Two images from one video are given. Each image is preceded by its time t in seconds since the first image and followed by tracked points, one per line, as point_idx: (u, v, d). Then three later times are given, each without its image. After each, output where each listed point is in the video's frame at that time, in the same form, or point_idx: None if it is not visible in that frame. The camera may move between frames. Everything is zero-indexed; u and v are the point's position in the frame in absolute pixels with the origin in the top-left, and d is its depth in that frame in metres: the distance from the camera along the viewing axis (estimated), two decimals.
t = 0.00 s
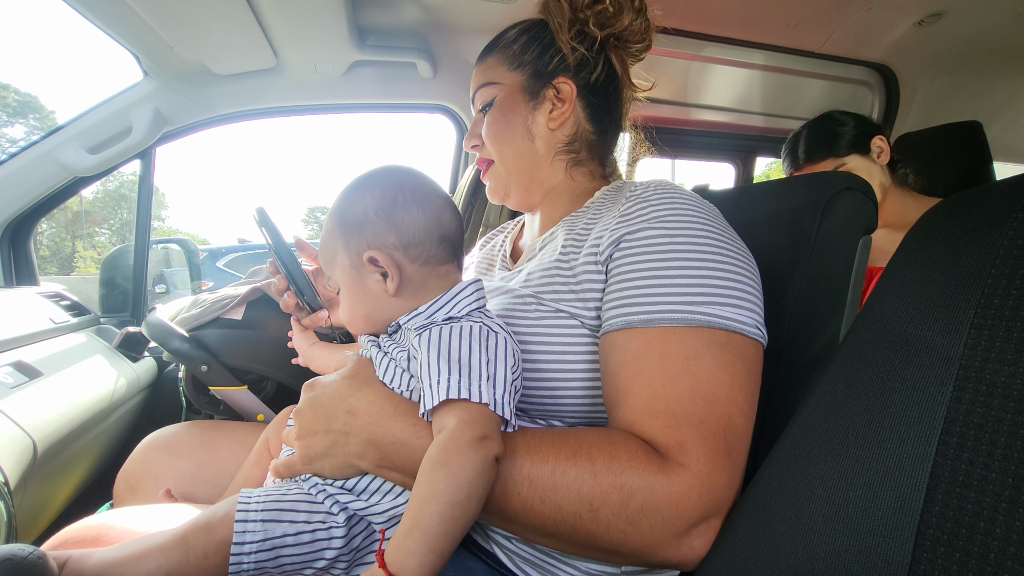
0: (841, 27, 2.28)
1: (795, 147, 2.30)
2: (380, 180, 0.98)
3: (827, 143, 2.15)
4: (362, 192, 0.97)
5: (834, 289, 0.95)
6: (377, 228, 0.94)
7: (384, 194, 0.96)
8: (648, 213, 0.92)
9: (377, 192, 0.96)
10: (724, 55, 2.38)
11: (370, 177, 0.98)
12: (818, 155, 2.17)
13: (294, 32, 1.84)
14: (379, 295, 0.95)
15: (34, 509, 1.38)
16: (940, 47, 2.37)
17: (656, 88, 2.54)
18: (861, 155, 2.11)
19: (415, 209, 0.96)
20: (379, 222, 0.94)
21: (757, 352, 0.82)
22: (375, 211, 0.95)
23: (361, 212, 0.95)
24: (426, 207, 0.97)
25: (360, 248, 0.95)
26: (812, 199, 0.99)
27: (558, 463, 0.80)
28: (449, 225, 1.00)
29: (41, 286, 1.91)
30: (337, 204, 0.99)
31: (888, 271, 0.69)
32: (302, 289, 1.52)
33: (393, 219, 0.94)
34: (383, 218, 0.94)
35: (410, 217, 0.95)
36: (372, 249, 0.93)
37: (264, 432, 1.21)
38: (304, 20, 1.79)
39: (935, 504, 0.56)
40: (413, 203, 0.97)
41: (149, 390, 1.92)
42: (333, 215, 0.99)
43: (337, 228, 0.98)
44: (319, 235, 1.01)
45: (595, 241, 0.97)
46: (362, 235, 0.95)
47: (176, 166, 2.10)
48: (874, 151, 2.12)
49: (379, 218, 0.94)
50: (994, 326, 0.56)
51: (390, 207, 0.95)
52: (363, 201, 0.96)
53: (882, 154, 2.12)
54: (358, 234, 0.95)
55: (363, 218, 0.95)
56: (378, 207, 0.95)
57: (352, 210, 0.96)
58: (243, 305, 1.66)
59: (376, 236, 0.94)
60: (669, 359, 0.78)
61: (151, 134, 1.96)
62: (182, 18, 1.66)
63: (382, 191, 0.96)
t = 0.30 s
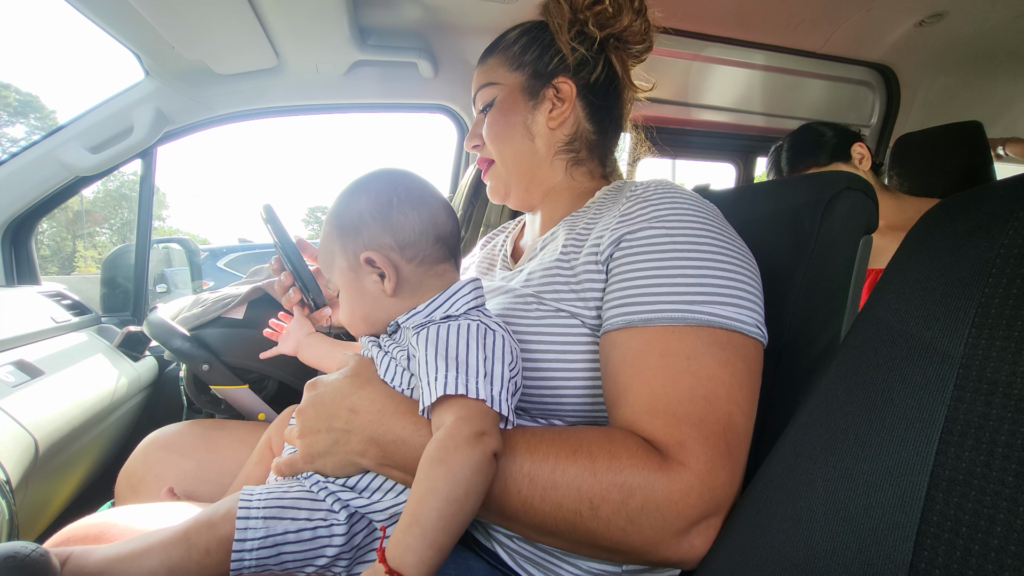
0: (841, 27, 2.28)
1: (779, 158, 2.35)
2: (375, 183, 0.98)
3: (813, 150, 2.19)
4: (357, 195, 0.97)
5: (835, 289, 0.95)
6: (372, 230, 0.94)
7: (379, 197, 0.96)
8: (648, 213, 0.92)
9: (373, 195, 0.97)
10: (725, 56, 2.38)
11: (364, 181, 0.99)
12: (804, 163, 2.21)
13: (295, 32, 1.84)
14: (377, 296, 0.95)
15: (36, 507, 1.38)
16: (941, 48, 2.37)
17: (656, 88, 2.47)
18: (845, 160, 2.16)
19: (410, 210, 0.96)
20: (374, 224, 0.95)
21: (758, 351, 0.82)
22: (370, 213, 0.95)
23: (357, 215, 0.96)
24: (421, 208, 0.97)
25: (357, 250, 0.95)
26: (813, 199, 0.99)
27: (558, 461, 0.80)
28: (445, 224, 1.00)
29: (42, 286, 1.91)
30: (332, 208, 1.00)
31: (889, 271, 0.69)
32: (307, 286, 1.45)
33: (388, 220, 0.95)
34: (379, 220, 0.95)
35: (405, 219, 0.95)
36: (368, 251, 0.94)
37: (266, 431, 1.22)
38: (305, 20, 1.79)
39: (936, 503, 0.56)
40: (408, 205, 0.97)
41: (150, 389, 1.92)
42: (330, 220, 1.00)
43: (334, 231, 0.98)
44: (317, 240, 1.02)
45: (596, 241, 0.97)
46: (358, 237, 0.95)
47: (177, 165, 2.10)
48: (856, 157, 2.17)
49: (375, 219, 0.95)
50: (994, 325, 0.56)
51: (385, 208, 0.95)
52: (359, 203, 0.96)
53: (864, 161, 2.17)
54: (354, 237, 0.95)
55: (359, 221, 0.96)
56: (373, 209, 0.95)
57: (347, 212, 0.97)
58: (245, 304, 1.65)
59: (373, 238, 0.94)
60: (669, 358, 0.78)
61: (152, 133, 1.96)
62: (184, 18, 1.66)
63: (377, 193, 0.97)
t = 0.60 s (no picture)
0: (843, 26, 2.27)
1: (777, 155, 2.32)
2: (386, 179, 0.98)
3: (812, 148, 2.18)
4: (366, 191, 0.98)
5: (836, 287, 0.95)
6: (381, 225, 0.94)
7: (389, 193, 0.97)
8: (650, 211, 0.92)
9: (382, 191, 0.97)
10: (726, 55, 2.38)
11: (375, 177, 0.99)
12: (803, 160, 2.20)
13: (296, 31, 1.83)
14: (382, 292, 0.95)
15: (36, 505, 1.38)
16: (943, 47, 2.36)
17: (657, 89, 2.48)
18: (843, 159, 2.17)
19: (419, 208, 0.96)
20: (383, 220, 0.95)
21: (759, 349, 0.81)
22: (379, 209, 0.95)
23: (366, 210, 0.96)
24: (430, 206, 0.98)
25: (365, 246, 0.95)
26: (815, 198, 0.99)
27: (560, 458, 0.80)
28: (453, 224, 1.00)
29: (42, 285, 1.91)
30: (341, 204, 1.00)
31: (892, 269, 0.69)
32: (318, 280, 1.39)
33: (397, 217, 0.95)
34: (388, 216, 0.95)
35: (414, 216, 0.96)
36: (376, 246, 0.94)
37: (266, 430, 1.22)
38: (306, 19, 1.78)
39: (939, 501, 0.56)
40: (418, 202, 0.97)
41: (150, 388, 1.92)
42: (338, 215, 1.00)
43: (342, 227, 0.98)
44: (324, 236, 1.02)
45: (597, 239, 0.97)
46: (367, 233, 0.95)
47: (178, 165, 2.11)
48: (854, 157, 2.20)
49: (383, 215, 0.95)
50: (997, 323, 0.56)
51: (394, 205, 0.96)
52: (368, 199, 0.97)
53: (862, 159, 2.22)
54: (362, 232, 0.95)
55: (368, 217, 0.96)
56: (383, 205, 0.96)
57: (357, 207, 0.97)
58: (246, 303, 1.64)
59: (381, 234, 0.94)
60: (671, 356, 0.78)
61: (153, 133, 1.96)
62: (185, 17, 1.66)
63: (387, 190, 0.97)
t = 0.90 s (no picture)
0: (844, 27, 2.27)
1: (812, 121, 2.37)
2: (391, 174, 0.98)
3: (849, 115, 2.25)
4: (372, 186, 0.97)
5: (836, 288, 0.95)
6: (386, 222, 0.94)
7: (395, 189, 0.96)
8: (650, 212, 0.92)
9: (388, 186, 0.97)
10: (726, 56, 2.38)
11: (380, 172, 0.99)
12: (837, 121, 2.27)
13: (296, 29, 1.83)
14: (385, 290, 0.95)
15: (37, 504, 1.39)
16: (943, 48, 2.36)
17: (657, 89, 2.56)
18: (876, 134, 2.23)
19: (425, 205, 0.96)
20: (389, 216, 0.95)
21: (759, 350, 0.81)
22: (385, 205, 0.95)
23: (371, 205, 0.96)
24: (436, 204, 0.98)
25: (368, 241, 0.94)
26: (815, 198, 0.99)
27: (561, 460, 0.80)
28: (456, 223, 1.00)
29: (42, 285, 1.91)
30: (344, 196, 0.99)
31: (891, 271, 0.69)
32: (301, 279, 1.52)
33: (403, 213, 0.95)
34: (393, 212, 0.95)
35: (419, 213, 0.96)
36: (381, 242, 0.93)
37: (259, 430, 1.21)
38: (305, 18, 1.78)
39: (939, 502, 0.56)
40: (423, 199, 0.97)
41: (150, 388, 1.92)
42: (340, 208, 0.99)
43: (344, 220, 0.97)
44: (323, 228, 1.01)
45: (597, 240, 0.97)
46: (371, 228, 0.95)
47: (179, 165, 2.11)
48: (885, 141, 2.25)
49: (389, 211, 0.95)
50: (997, 324, 0.55)
51: (401, 200, 0.96)
52: (373, 193, 0.96)
53: (889, 149, 2.25)
54: (366, 227, 0.95)
55: (373, 212, 0.95)
56: (389, 201, 0.95)
57: (361, 201, 0.96)
58: (246, 303, 1.66)
59: (386, 230, 0.94)
60: (671, 357, 0.78)
61: (154, 132, 1.96)
62: (185, 16, 1.66)
63: (393, 185, 0.97)
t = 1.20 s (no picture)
0: (844, 27, 2.27)
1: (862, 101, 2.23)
2: (396, 177, 0.97)
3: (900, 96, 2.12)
4: (375, 189, 0.95)
5: (835, 289, 0.95)
6: (394, 228, 0.93)
7: (401, 193, 0.95)
8: (650, 213, 0.92)
9: (393, 189, 0.95)
10: (726, 56, 2.38)
11: (384, 175, 0.97)
12: (886, 98, 2.13)
13: (295, 29, 1.83)
14: (391, 296, 0.94)
15: (36, 505, 1.38)
16: (944, 50, 2.36)
17: (657, 89, 2.56)
18: (922, 122, 2.08)
19: (432, 209, 0.96)
20: (395, 221, 0.93)
21: (760, 351, 0.81)
22: (391, 209, 0.94)
23: (376, 209, 0.94)
24: (442, 209, 0.98)
25: (374, 247, 0.93)
26: (814, 199, 0.99)
27: (563, 463, 0.80)
28: (461, 226, 1.01)
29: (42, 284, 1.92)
30: (344, 198, 0.96)
31: (890, 272, 0.69)
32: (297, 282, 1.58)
33: (410, 218, 0.94)
34: (400, 217, 0.93)
35: (426, 217, 0.95)
36: (387, 248, 0.92)
37: (260, 430, 1.21)
38: (305, 17, 1.78)
39: (940, 503, 0.56)
40: (429, 203, 0.97)
41: (150, 388, 1.92)
42: (341, 211, 0.96)
43: (346, 223, 0.95)
44: (321, 230, 0.97)
45: (597, 241, 0.97)
46: (377, 232, 0.93)
47: (179, 164, 2.11)
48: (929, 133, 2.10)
49: (396, 216, 0.93)
50: (997, 325, 0.55)
51: (408, 204, 0.94)
52: (378, 197, 0.94)
53: (933, 141, 2.09)
54: (371, 232, 0.93)
55: (378, 216, 0.93)
56: (395, 205, 0.94)
57: (365, 205, 0.94)
58: (245, 303, 1.66)
59: (393, 234, 0.93)
60: (672, 358, 0.78)
61: (154, 131, 1.96)
62: (184, 15, 1.65)
63: (398, 190, 0.95)
